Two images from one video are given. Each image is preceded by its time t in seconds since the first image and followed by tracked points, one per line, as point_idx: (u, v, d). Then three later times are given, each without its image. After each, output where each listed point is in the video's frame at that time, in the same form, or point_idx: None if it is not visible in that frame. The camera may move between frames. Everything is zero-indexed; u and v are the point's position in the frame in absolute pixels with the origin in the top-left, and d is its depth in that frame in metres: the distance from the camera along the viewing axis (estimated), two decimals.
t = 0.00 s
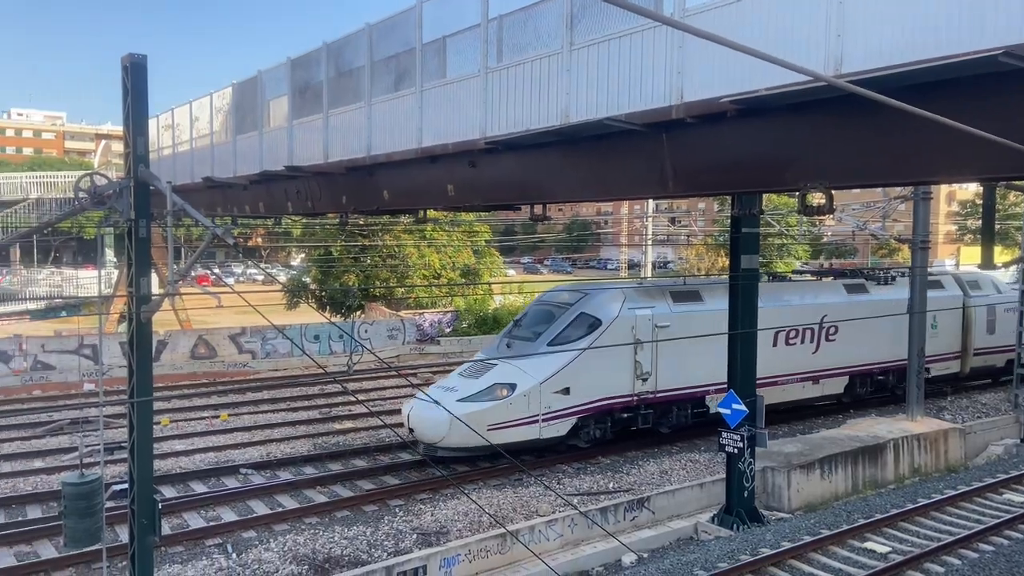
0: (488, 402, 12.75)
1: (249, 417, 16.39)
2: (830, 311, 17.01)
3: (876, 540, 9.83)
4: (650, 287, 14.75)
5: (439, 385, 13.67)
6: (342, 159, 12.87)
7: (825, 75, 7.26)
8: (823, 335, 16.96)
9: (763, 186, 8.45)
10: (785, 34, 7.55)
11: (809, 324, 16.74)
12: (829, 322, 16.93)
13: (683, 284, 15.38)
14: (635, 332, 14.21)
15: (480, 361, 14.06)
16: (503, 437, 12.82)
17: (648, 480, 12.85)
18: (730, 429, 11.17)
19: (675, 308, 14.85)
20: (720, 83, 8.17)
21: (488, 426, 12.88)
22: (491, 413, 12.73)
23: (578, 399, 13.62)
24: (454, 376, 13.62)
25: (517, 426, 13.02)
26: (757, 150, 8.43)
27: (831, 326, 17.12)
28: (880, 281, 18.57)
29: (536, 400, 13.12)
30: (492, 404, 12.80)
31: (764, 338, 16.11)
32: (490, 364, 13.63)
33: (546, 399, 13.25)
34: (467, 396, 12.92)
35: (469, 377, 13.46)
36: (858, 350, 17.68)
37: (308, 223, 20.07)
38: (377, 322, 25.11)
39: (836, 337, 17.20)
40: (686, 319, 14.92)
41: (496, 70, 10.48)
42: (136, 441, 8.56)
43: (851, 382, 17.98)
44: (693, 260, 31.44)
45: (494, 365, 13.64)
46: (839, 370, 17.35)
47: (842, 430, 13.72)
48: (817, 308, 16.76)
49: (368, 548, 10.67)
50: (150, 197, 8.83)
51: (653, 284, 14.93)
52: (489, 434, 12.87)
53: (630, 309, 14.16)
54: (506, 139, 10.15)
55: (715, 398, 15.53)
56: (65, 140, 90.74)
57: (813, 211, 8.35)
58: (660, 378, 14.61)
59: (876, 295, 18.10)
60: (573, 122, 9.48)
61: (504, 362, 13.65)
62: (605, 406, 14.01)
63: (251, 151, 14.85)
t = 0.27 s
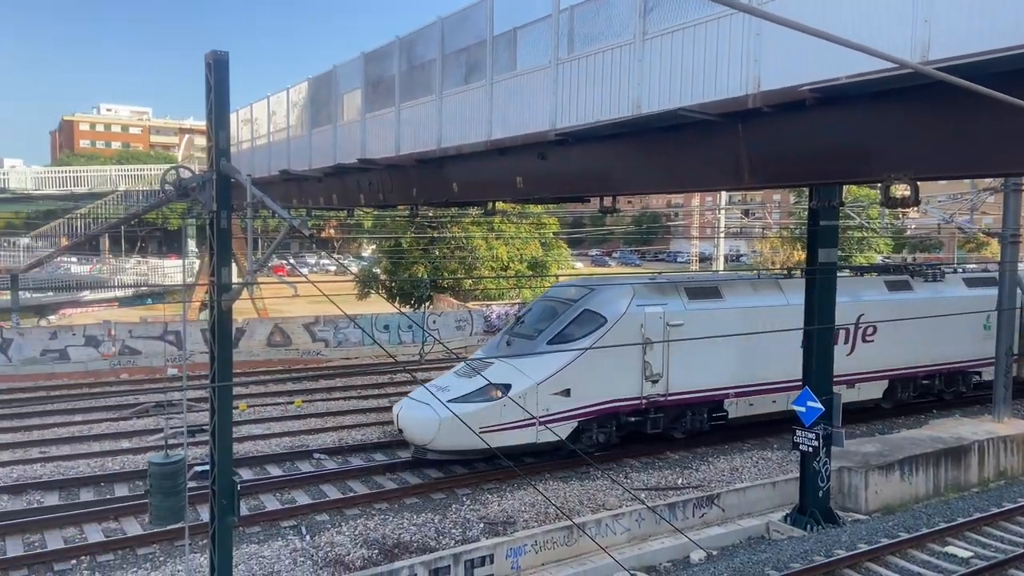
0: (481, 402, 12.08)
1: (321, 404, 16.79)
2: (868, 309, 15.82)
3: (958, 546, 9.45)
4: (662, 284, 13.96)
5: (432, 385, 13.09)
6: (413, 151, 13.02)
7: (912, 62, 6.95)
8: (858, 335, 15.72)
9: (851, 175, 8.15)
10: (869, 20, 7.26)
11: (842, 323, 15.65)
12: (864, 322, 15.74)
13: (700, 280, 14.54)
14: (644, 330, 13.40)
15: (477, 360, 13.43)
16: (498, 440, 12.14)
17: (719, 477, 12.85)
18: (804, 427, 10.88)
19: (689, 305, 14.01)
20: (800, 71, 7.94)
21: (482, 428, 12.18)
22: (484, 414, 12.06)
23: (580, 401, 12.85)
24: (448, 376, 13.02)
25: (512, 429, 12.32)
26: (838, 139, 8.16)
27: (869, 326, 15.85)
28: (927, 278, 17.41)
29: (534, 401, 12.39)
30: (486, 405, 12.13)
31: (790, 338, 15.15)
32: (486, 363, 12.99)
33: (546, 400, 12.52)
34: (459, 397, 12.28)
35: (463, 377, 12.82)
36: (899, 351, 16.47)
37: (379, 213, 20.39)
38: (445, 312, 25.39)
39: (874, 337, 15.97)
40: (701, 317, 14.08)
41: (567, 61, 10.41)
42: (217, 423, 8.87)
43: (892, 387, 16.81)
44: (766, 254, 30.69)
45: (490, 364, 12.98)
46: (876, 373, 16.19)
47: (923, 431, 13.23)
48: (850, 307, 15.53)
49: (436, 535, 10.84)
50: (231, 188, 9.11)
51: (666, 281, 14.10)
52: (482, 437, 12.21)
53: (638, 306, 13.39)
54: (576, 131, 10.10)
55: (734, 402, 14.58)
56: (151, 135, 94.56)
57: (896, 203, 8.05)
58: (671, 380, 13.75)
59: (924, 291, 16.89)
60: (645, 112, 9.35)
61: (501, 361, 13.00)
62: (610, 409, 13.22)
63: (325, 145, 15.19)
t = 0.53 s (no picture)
0: (465, 402, 11.67)
1: (393, 392, 17.09)
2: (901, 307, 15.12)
3: None
4: (669, 278, 13.22)
5: (419, 383, 12.68)
6: (485, 142, 13.06)
7: (1008, 47, 6.58)
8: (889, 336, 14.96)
9: (938, 166, 7.80)
10: (964, 3, 6.90)
11: (872, 323, 14.79)
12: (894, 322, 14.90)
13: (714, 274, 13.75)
14: (647, 328, 12.72)
15: (468, 357, 12.95)
16: (482, 441, 11.70)
17: (794, 476, 12.58)
18: (886, 427, 10.47)
19: (699, 301, 13.25)
20: (886, 57, 7.64)
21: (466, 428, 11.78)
22: (467, 415, 11.64)
23: (574, 402, 12.31)
24: (436, 374, 12.60)
25: (499, 430, 11.87)
26: (926, 128, 7.83)
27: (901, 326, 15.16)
28: (973, 275, 16.47)
29: (523, 401, 11.91)
30: (471, 404, 11.70)
31: (812, 338, 14.23)
32: (475, 359, 12.52)
33: (536, 400, 12.01)
34: (443, 396, 11.87)
35: (451, 374, 12.39)
36: (937, 354, 15.61)
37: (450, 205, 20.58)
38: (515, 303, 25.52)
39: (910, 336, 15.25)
40: (713, 314, 13.28)
41: (641, 50, 10.24)
42: (295, 407, 9.14)
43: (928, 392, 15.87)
44: (848, 247, 29.69)
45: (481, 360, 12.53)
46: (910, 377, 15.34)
47: (1014, 435, 12.62)
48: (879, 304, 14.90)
49: (505, 524, 10.95)
50: (309, 179, 9.32)
51: (674, 275, 13.37)
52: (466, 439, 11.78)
53: (641, 301, 12.70)
54: (650, 121, 9.95)
55: (749, 405, 13.75)
56: (233, 129, 97.88)
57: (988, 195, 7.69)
58: (678, 381, 13.00)
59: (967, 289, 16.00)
60: (722, 101, 9.13)
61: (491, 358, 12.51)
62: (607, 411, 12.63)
63: (399, 136, 15.40)
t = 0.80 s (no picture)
0: (443, 399, 11.36)
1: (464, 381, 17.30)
2: (927, 305, 14.34)
3: None
4: (669, 273, 12.73)
5: (401, 380, 12.41)
6: (557, 133, 13.05)
7: None
8: (913, 336, 14.17)
9: None
10: None
11: (895, 322, 14.01)
12: (919, 321, 14.10)
13: (720, 268, 13.16)
14: (641, 325, 12.25)
15: (454, 354, 12.63)
16: (459, 441, 11.35)
17: (874, 476, 12.20)
18: (973, 427, 10.04)
19: (699, 297, 12.70)
20: (981, 41, 7.31)
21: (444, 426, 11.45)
22: (445, 412, 11.31)
23: (560, 401, 11.86)
24: (419, 370, 12.32)
25: (479, 429, 11.49)
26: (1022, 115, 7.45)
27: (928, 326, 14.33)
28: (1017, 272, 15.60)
29: (504, 399, 11.52)
30: (449, 402, 11.38)
31: (826, 338, 13.51)
32: (458, 356, 12.20)
33: (518, 399, 11.61)
34: (421, 393, 11.56)
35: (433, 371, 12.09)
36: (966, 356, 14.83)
37: (522, 195, 20.57)
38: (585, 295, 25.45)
39: (938, 337, 14.44)
40: (715, 310, 12.69)
41: (718, 37, 10.02)
42: (369, 393, 9.33)
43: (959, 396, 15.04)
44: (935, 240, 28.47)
45: (465, 357, 12.22)
46: (936, 379, 14.55)
47: None
48: (903, 302, 14.09)
49: (574, 514, 10.98)
50: (384, 171, 9.46)
51: (674, 269, 12.86)
52: (445, 438, 11.44)
53: (635, 296, 12.24)
54: (727, 111, 9.76)
55: (756, 408, 13.10)
56: (312, 122, 100.28)
57: None
58: (675, 380, 12.43)
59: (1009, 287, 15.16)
60: (803, 90, 8.86)
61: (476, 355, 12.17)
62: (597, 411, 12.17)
63: (471, 128, 15.52)
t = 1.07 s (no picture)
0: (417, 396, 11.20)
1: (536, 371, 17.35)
2: (953, 303, 13.39)
3: None
4: (663, 268, 12.28)
5: (385, 376, 12.37)
6: (634, 124, 12.87)
7: None
8: (937, 337, 13.24)
9: None
10: None
11: (916, 322, 13.11)
12: (942, 321, 13.19)
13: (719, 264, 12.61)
14: (629, 322, 11.82)
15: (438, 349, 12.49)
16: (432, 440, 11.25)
17: (964, 479, 11.69)
18: None
19: (693, 292, 12.18)
20: None
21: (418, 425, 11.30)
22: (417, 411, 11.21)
23: (539, 403, 11.55)
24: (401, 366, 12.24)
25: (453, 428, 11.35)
26: None
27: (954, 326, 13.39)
28: None
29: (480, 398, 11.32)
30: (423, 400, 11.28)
31: (837, 338, 12.75)
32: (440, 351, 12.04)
33: (496, 398, 11.31)
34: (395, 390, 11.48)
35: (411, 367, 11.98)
36: (999, 358, 13.83)
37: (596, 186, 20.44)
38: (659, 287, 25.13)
39: (966, 338, 13.48)
40: (711, 307, 12.12)
41: (803, 24, 9.69)
42: (444, 382, 9.42)
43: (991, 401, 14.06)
44: None
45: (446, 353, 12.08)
46: (963, 384, 13.62)
47: None
48: (926, 300, 13.18)
49: (647, 510, 10.90)
50: (459, 162, 9.53)
51: (669, 264, 12.37)
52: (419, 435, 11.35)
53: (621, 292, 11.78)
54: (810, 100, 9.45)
55: (756, 411, 12.51)
56: (389, 114, 101.88)
57: None
58: (666, 382, 11.97)
59: None
60: (893, 77, 8.50)
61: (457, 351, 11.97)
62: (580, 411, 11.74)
63: (547, 120, 15.46)
